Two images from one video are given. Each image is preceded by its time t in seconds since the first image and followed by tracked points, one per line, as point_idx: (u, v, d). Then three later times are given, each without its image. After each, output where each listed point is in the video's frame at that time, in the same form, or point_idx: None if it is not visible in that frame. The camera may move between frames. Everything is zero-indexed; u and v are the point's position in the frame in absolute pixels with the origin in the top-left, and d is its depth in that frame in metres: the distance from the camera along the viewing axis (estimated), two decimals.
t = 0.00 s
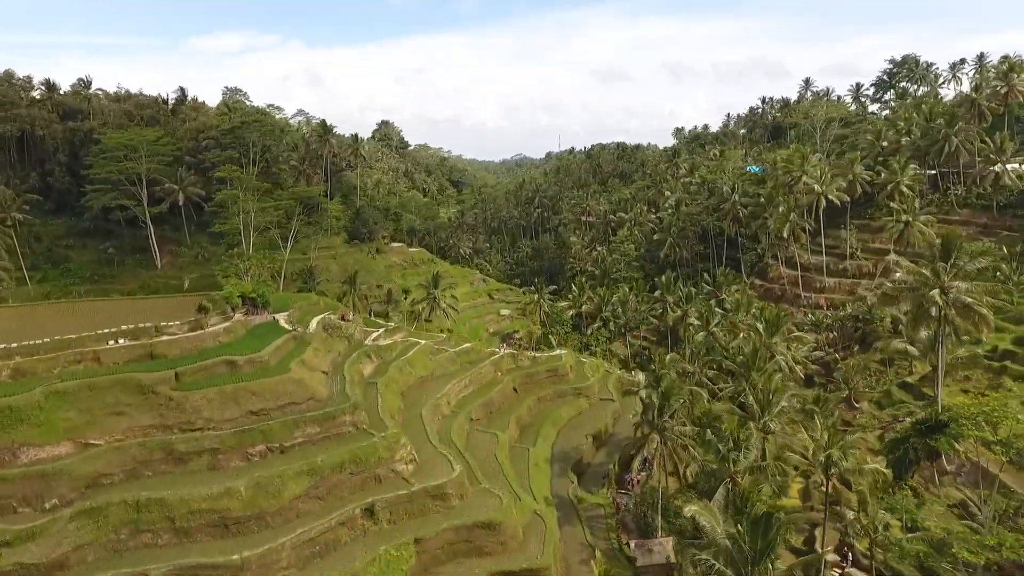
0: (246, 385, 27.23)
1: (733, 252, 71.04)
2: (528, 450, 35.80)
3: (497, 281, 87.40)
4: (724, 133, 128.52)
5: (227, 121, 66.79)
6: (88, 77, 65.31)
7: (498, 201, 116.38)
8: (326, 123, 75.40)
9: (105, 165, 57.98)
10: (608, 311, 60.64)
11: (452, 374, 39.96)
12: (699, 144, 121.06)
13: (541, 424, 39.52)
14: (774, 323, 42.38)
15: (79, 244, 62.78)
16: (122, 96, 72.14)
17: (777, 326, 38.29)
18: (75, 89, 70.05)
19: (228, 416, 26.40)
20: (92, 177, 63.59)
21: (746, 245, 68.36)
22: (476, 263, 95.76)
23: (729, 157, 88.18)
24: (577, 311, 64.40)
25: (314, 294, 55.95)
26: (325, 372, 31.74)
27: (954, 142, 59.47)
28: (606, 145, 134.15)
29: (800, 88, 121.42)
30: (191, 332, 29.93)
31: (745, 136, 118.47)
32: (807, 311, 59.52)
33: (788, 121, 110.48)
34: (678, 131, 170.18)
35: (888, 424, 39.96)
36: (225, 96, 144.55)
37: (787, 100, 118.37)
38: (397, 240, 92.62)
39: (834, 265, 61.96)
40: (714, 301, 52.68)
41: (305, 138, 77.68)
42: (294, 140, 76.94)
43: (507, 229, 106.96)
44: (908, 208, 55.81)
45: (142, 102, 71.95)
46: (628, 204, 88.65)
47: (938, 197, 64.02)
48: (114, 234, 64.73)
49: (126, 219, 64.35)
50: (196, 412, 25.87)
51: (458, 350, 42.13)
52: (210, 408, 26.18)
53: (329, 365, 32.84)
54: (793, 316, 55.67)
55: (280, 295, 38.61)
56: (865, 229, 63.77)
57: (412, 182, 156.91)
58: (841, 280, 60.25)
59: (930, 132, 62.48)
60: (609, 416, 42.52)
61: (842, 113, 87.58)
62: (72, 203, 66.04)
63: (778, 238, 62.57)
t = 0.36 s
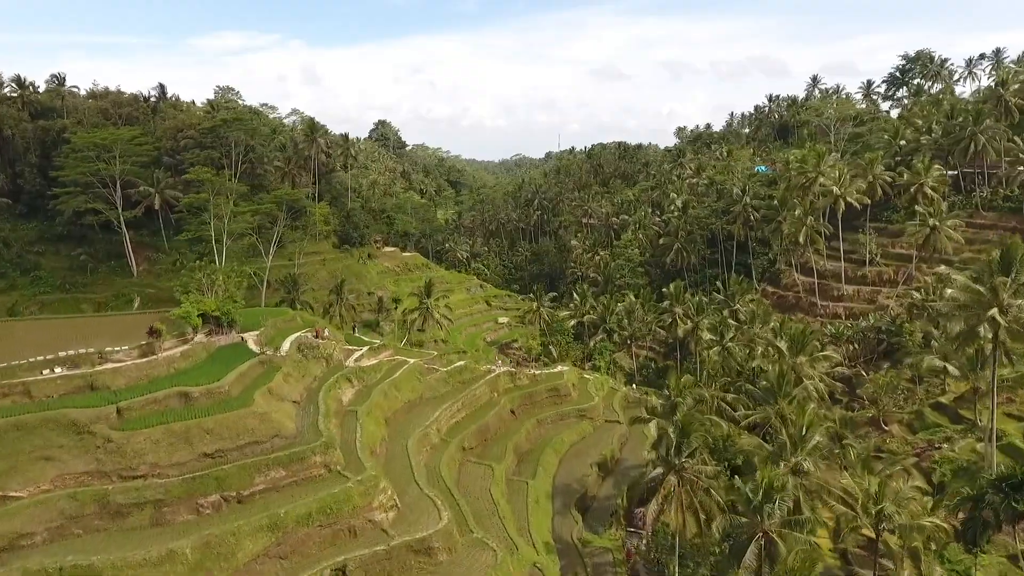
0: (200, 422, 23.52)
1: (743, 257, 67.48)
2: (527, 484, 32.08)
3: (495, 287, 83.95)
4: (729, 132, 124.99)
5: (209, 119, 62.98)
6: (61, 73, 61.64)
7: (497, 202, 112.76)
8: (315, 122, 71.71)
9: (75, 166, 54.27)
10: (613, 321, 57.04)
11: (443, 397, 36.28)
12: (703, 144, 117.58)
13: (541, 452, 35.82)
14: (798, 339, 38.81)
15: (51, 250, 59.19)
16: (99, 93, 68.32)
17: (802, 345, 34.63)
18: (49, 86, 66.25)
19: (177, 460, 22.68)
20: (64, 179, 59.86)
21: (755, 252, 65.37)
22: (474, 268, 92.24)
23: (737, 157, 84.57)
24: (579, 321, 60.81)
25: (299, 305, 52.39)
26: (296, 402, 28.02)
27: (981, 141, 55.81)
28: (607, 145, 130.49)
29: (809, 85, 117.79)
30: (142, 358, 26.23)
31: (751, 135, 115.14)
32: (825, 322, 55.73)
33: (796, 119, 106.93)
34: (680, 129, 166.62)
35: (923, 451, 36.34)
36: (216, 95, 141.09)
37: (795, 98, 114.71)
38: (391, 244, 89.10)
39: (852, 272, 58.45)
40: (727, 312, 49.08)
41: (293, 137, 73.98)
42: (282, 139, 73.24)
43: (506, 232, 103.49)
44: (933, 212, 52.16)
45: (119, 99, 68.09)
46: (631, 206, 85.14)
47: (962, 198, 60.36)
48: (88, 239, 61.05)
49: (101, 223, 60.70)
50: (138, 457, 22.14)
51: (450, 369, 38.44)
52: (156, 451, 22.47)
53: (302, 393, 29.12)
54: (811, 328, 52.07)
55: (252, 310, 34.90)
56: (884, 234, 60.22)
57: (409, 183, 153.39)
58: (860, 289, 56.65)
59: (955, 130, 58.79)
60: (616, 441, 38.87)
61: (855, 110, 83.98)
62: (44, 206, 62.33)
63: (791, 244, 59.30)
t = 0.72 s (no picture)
0: (136, 476, 19.62)
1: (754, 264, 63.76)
2: (526, 529, 28.20)
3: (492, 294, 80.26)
4: (735, 132, 121.37)
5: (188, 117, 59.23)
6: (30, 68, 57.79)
7: (495, 204, 109.15)
8: (303, 121, 67.95)
9: (41, 167, 50.46)
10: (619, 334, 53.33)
11: (433, 426, 32.50)
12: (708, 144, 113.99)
13: (542, 487, 31.97)
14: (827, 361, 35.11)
15: (17, 257, 55.38)
16: (74, 90, 64.51)
17: (836, 370, 30.82)
18: (20, 82, 62.43)
19: (106, 522, 18.79)
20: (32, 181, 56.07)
21: (768, 259, 61.66)
22: (471, 273, 88.61)
23: (746, 157, 80.89)
24: (582, 333, 57.10)
25: (281, 317, 48.68)
26: (260, 442, 24.13)
27: (1014, 141, 52.06)
28: (609, 145, 126.84)
29: (818, 83, 114.17)
30: (76, 395, 22.41)
31: (758, 135, 111.69)
32: (845, 335, 52.48)
33: (806, 119, 103.29)
34: (683, 129, 163.08)
35: (969, 486, 32.58)
36: (207, 95, 137.54)
37: (803, 96, 111.09)
38: (385, 248, 85.47)
39: (873, 281, 54.72)
40: (743, 326, 45.35)
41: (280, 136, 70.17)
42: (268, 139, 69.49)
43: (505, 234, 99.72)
44: (966, 217, 48.38)
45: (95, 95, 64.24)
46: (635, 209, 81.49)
47: (992, 201, 56.56)
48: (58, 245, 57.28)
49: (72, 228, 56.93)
50: (57, 521, 18.23)
51: (441, 393, 34.61)
52: (80, 512, 18.55)
53: (267, 430, 25.26)
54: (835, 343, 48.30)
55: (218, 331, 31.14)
56: (907, 240, 56.48)
57: (405, 184, 149.71)
58: (883, 298, 53.12)
59: (985, 129, 55.04)
60: (626, 473, 35.07)
61: (871, 109, 80.24)
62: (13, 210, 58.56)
63: (811, 251, 55.55)
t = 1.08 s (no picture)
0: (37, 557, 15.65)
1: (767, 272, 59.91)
2: None
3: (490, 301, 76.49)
4: (741, 131, 117.63)
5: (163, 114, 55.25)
6: None
7: (493, 206, 105.35)
8: (288, 119, 63.85)
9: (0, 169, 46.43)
10: (624, 349, 49.39)
11: (419, 464, 28.58)
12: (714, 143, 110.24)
13: (543, 534, 28.02)
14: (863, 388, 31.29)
15: None
16: (45, 86, 60.58)
17: (880, 402, 26.96)
18: None
19: None
20: None
21: (783, 267, 57.82)
22: (468, 279, 84.79)
23: (756, 157, 77.10)
24: (584, 346, 53.22)
25: (260, 331, 44.84)
26: (206, 499, 20.22)
27: None
28: (611, 145, 123.04)
29: (827, 81, 110.45)
30: None
31: (766, 134, 108.02)
32: (869, 350, 48.59)
33: (816, 117, 99.50)
34: (686, 129, 159.39)
35: None
36: (198, 94, 133.81)
37: (813, 95, 107.33)
38: (377, 253, 81.61)
39: (898, 291, 50.78)
40: (762, 342, 41.54)
41: (265, 135, 66.27)
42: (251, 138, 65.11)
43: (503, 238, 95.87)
44: (1003, 224, 44.61)
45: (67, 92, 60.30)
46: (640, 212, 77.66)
47: None
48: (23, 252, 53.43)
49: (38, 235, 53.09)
50: None
51: (428, 424, 30.72)
52: None
53: (216, 484, 21.28)
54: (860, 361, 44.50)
55: (165, 359, 27.35)
56: (934, 247, 52.70)
57: (401, 184, 145.85)
58: (908, 310, 49.26)
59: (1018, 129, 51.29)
60: (637, 513, 31.17)
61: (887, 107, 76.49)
62: None
63: (831, 259, 51.68)
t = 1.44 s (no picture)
0: None
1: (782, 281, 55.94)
2: None
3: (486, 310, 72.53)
4: (748, 130, 113.83)
5: (132, 110, 50.96)
6: None
7: (491, 208, 101.31)
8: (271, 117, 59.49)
9: None
10: (631, 367, 45.32)
11: (398, 515, 24.47)
12: (720, 143, 106.41)
13: None
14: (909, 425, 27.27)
15: None
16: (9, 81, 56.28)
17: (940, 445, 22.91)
18: None
19: None
20: None
21: (801, 276, 53.92)
22: (463, 285, 80.77)
23: (767, 158, 73.11)
24: (588, 363, 49.16)
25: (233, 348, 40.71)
26: None
27: None
28: (613, 144, 119.04)
29: (838, 78, 106.72)
30: None
31: (773, 133, 104.27)
32: (898, 368, 44.58)
33: (827, 115, 95.67)
34: (689, 129, 155.80)
35: None
36: (187, 93, 129.71)
37: (823, 93, 103.47)
38: (367, 258, 77.61)
39: (928, 302, 46.84)
40: (785, 363, 37.61)
41: (246, 134, 61.98)
42: (230, 137, 60.62)
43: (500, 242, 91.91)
44: None
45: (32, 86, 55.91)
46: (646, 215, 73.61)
47: None
48: None
49: None
50: None
51: (410, 465, 26.71)
52: None
53: (136, 565, 17.18)
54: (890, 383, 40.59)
55: (99, 394, 23.53)
56: (966, 255, 48.76)
57: (396, 185, 141.74)
58: (940, 324, 45.28)
59: None
60: (651, 566, 27.09)
61: (907, 105, 72.59)
62: None
63: (857, 268, 47.65)
